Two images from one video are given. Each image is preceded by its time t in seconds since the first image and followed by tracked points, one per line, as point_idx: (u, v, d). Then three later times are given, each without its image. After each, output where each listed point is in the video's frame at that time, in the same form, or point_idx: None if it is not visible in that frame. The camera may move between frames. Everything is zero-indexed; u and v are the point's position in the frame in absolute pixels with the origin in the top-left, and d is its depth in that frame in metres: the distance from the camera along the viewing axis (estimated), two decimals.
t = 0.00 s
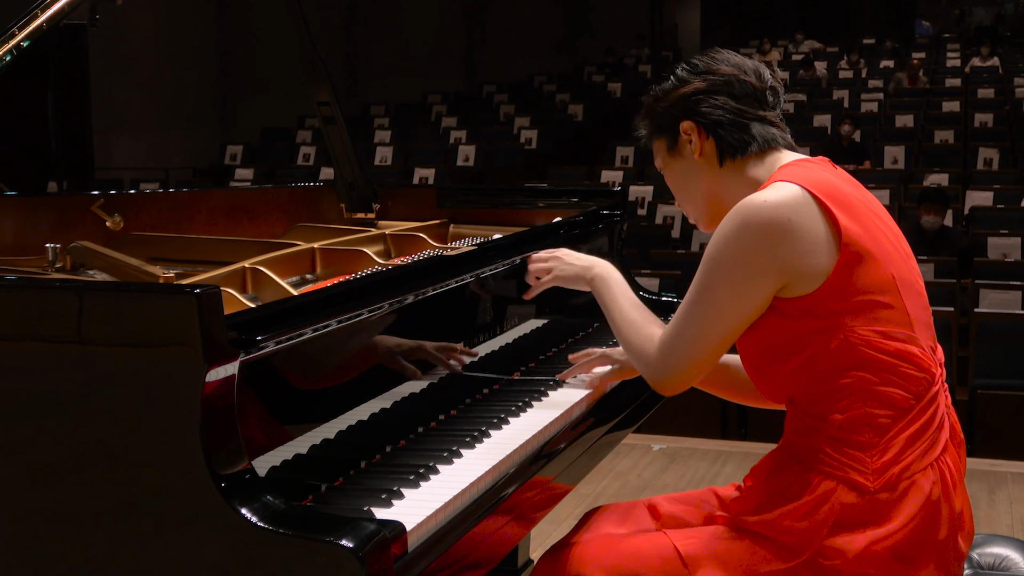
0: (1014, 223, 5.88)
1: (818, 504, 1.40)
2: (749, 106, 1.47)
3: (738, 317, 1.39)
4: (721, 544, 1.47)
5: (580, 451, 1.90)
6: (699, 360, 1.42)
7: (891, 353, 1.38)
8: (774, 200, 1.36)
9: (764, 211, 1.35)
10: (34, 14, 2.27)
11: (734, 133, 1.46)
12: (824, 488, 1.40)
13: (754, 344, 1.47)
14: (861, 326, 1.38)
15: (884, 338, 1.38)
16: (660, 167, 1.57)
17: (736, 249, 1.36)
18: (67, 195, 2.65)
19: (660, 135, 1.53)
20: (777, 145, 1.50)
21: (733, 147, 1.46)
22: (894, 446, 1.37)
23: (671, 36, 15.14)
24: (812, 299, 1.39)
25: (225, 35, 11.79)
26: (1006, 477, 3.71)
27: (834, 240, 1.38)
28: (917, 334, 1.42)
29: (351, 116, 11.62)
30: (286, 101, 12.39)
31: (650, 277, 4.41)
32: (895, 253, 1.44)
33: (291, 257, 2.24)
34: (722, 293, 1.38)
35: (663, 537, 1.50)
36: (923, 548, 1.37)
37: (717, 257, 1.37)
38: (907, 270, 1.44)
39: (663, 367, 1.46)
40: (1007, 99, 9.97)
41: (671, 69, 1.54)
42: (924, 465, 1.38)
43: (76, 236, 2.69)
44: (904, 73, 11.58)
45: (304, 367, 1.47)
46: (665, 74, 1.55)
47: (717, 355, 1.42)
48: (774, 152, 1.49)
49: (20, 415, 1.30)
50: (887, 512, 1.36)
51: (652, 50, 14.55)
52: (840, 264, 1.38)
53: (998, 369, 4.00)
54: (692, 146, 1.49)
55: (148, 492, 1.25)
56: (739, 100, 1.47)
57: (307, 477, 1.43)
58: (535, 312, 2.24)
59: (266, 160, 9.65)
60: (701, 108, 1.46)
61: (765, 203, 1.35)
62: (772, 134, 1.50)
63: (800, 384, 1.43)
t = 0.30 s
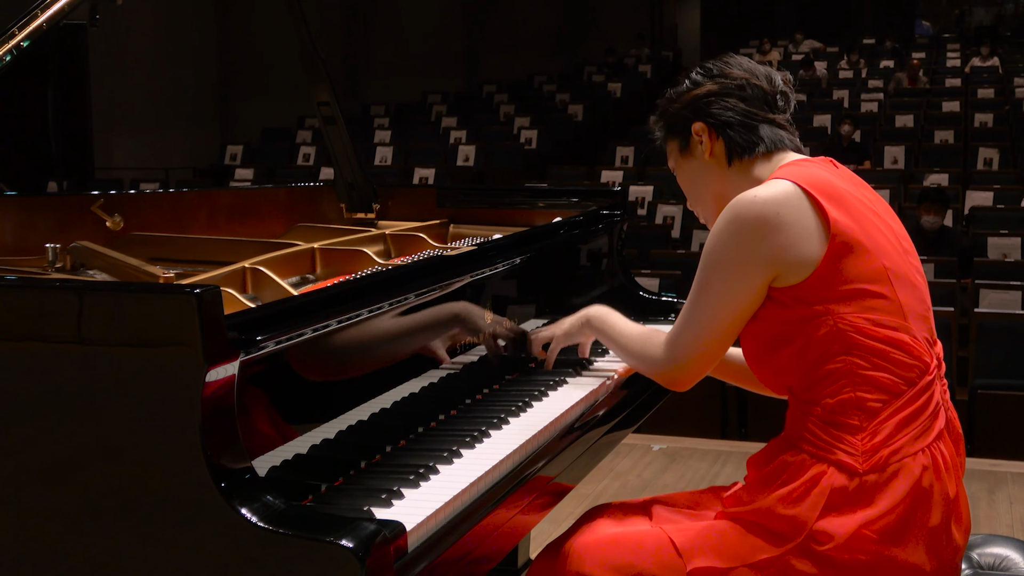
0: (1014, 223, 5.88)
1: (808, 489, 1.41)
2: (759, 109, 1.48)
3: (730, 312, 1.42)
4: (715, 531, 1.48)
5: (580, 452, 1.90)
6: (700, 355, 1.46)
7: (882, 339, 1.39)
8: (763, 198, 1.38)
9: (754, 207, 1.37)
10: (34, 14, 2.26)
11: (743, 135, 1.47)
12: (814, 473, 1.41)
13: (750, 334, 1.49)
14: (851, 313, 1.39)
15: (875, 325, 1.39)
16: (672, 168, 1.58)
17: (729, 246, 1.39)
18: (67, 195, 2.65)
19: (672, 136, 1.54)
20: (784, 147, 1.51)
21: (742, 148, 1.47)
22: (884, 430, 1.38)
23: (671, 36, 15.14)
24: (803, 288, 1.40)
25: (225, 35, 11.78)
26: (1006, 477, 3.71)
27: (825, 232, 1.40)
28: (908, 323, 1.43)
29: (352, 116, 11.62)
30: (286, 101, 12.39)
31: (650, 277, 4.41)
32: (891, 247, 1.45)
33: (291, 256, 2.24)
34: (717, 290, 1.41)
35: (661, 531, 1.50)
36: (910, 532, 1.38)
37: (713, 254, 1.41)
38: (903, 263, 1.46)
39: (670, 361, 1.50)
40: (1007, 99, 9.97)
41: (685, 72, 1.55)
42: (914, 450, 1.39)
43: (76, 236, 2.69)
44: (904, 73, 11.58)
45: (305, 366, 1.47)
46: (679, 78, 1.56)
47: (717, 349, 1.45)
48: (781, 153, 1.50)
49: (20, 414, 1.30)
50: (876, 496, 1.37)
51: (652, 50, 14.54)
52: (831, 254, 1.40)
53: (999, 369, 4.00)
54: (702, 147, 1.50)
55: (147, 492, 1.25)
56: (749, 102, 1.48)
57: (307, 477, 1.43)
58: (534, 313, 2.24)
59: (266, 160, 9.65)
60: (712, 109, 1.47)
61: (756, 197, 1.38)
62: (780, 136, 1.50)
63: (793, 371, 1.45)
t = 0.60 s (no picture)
0: (1013, 223, 5.88)
1: (805, 478, 1.41)
2: (761, 114, 1.49)
3: (734, 307, 1.42)
4: (713, 523, 1.48)
5: (579, 452, 1.90)
6: (706, 352, 1.45)
7: (879, 331, 1.39)
8: (768, 192, 1.39)
9: (756, 201, 1.38)
10: (34, 14, 2.26)
11: (746, 138, 1.47)
12: (810, 462, 1.41)
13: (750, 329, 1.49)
14: (849, 305, 1.40)
15: (872, 315, 1.40)
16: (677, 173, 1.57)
17: (733, 240, 1.39)
18: (66, 195, 2.65)
19: (676, 142, 1.54)
20: (786, 151, 1.51)
21: (744, 150, 1.47)
22: (881, 420, 1.38)
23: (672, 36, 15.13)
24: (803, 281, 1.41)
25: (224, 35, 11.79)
26: (1006, 477, 3.71)
27: (825, 225, 1.41)
28: (907, 315, 1.43)
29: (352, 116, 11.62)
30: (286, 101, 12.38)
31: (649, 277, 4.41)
32: (890, 243, 1.46)
33: (291, 256, 2.24)
34: (722, 286, 1.41)
35: (660, 528, 1.50)
36: (905, 521, 1.38)
37: (718, 249, 1.41)
38: (902, 258, 1.46)
39: (677, 362, 1.49)
40: (1007, 99, 9.98)
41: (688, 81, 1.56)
42: (911, 440, 1.39)
43: (76, 236, 2.69)
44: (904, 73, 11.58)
45: (305, 365, 1.47)
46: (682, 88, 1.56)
47: (723, 346, 1.45)
48: (783, 155, 1.50)
49: (21, 415, 1.30)
50: (872, 484, 1.37)
51: (652, 50, 14.54)
52: (830, 247, 1.40)
53: (1000, 369, 4.00)
54: (705, 151, 1.50)
55: (148, 493, 1.25)
56: (751, 108, 1.48)
57: (307, 477, 1.43)
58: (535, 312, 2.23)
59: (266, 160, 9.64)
60: (715, 113, 1.48)
61: (756, 192, 1.39)
62: (782, 141, 1.51)
63: (792, 363, 1.45)
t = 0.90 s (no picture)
0: (1013, 223, 5.88)
1: (805, 476, 1.41)
2: (761, 116, 1.49)
3: (735, 304, 1.42)
4: (712, 522, 1.48)
5: (580, 452, 1.90)
6: (707, 350, 1.45)
7: (880, 329, 1.39)
8: (768, 190, 1.39)
9: (758, 199, 1.38)
10: (34, 14, 2.27)
11: (747, 140, 1.47)
12: (810, 460, 1.41)
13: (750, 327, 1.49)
14: (850, 304, 1.40)
15: (873, 313, 1.40)
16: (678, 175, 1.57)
17: (735, 238, 1.39)
18: (66, 195, 2.65)
19: (677, 145, 1.54)
20: (786, 152, 1.51)
21: (744, 151, 1.47)
22: (882, 417, 1.38)
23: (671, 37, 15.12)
24: (804, 279, 1.41)
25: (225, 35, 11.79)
26: (1006, 477, 3.71)
27: (826, 224, 1.41)
28: (909, 315, 1.43)
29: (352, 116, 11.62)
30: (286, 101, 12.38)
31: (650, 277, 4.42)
32: (891, 242, 1.46)
33: (291, 256, 2.24)
34: (724, 285, 1.41)
35: (660, 527, 1.50)
36: (905, 519, 1.38)
37: (720, 247, 1.41)
38: (903, 258, 1.46)
39: (680, 360, 1.49)
40: (1007, 99, 9.98)
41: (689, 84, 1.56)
42: (912, 438, 1.39)
43: (76, 236, 2.70)
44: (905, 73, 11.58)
45: (306, 365, 1.47)
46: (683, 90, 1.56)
47: (725, 345, 1.44)
48: (783, 156, 1.50)
49: (21, 415, 1.30)
50: (871, 481, 1.37)
51: (652, 50, 14.54)
52: (831, 245, 1.40)
53: (999, 370, 4.00)
54: (706, 154, 1.50)
55: (148, 494, 1.25)
56: (751, 110, 1.48)
57: (307, 477, 1.42)
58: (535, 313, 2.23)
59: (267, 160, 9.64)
60: (716, 116, 1.48)
61: (758, 190, 1.39)
62: (781, 142, 1.51)
63: (792, 361, 1.45)
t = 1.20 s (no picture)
0: (1013, 223, 5.88)
1: (806, 476, 1.41)
2: (763, 115, 1.49)
3: (738, 305, 1.42)
4: (714, 522, 1.48)
5: (580, 452, 1.90)
6: (711, 352, 1.45)
7: (881, 330, 1.39)
8: (771, 192, 1.39)
9: (759, 199, 1.38)
10: (34, 14, 2.26)
11: (749, 138, 1.47)
12: (811, 461, 1.41)
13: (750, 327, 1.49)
14: (851, 304, 1.39)
15: (874, 314, 1.40)
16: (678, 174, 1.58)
17: (737, 241, 1.39)
18: (66, 195, 2.65)
19: (678, 143, 1.54)
20: (788, 151, 1.51)
21: (746, 151, 1.47)
22: (883, 417, 1.38)
23: (671, 36, 15.12)
24: (805, 280, 1.41)
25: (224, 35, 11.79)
26: (1006, 477, 3.71)
27: (827, 224, 1.41)
28: (910, 316, 1.43)
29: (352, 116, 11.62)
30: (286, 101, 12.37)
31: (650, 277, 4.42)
32: (892, 243, 1.46)
33: (291, 256, 2.24)
34: (726, 287, 1.41)
35: (660, 528, 1.51)
36: (906, 519, 1.38)
37: (721, 249, 1.41)
38: (904, 258, 1.46)
39: (683, 364, 1.50)
40: (1007, 99, 9.98)
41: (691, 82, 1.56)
42: (912, 438, 1.39)
43: (76, 236, 2.69)
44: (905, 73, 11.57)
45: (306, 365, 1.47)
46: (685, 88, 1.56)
47: (727, 347, 1.45)
48: (785, 156, 1.50)
49: (21, 416, 1.30)
50: (873, 482, 1.37)
51: (652, 50, 14.53)
52: (832, 245, 1.40)
53: (999, 370, 3.99)
54: (707, 152, 1.50)
55: (147, 494, 1.25)
56: (754, 109, 1.48)
57: (308, 477, 1.43)
58: (534, 312, 2.23)
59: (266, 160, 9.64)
60: (718, 114, 1.48)
61: (759, 191, 1.39)
62: (783, 141, 1.51)
63: (793, 362, 1.45)
